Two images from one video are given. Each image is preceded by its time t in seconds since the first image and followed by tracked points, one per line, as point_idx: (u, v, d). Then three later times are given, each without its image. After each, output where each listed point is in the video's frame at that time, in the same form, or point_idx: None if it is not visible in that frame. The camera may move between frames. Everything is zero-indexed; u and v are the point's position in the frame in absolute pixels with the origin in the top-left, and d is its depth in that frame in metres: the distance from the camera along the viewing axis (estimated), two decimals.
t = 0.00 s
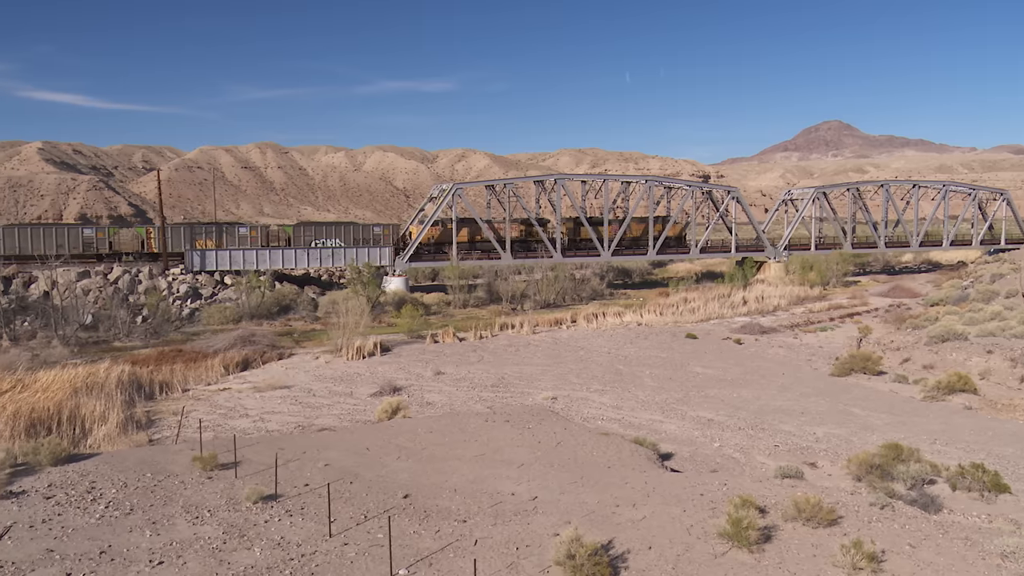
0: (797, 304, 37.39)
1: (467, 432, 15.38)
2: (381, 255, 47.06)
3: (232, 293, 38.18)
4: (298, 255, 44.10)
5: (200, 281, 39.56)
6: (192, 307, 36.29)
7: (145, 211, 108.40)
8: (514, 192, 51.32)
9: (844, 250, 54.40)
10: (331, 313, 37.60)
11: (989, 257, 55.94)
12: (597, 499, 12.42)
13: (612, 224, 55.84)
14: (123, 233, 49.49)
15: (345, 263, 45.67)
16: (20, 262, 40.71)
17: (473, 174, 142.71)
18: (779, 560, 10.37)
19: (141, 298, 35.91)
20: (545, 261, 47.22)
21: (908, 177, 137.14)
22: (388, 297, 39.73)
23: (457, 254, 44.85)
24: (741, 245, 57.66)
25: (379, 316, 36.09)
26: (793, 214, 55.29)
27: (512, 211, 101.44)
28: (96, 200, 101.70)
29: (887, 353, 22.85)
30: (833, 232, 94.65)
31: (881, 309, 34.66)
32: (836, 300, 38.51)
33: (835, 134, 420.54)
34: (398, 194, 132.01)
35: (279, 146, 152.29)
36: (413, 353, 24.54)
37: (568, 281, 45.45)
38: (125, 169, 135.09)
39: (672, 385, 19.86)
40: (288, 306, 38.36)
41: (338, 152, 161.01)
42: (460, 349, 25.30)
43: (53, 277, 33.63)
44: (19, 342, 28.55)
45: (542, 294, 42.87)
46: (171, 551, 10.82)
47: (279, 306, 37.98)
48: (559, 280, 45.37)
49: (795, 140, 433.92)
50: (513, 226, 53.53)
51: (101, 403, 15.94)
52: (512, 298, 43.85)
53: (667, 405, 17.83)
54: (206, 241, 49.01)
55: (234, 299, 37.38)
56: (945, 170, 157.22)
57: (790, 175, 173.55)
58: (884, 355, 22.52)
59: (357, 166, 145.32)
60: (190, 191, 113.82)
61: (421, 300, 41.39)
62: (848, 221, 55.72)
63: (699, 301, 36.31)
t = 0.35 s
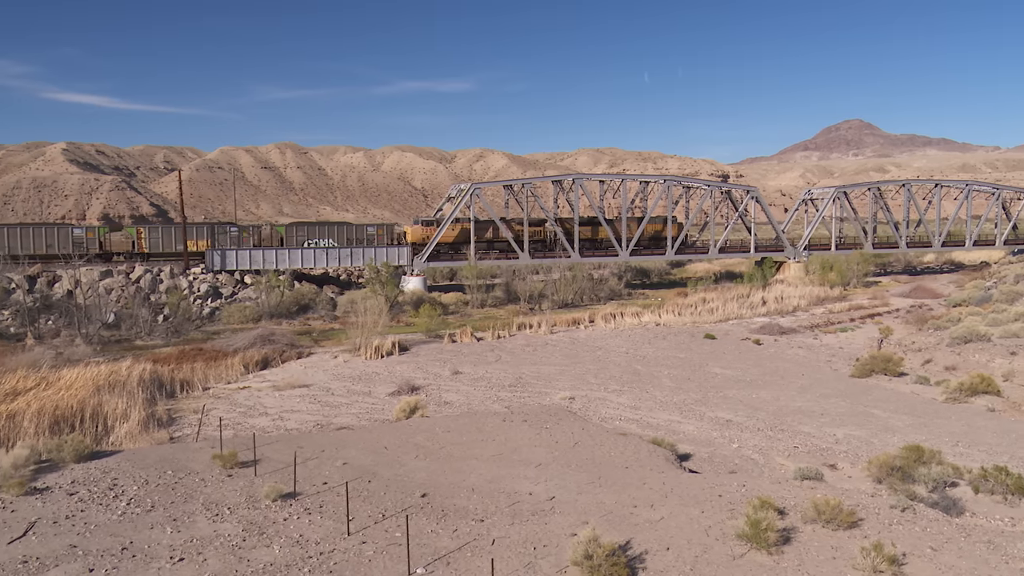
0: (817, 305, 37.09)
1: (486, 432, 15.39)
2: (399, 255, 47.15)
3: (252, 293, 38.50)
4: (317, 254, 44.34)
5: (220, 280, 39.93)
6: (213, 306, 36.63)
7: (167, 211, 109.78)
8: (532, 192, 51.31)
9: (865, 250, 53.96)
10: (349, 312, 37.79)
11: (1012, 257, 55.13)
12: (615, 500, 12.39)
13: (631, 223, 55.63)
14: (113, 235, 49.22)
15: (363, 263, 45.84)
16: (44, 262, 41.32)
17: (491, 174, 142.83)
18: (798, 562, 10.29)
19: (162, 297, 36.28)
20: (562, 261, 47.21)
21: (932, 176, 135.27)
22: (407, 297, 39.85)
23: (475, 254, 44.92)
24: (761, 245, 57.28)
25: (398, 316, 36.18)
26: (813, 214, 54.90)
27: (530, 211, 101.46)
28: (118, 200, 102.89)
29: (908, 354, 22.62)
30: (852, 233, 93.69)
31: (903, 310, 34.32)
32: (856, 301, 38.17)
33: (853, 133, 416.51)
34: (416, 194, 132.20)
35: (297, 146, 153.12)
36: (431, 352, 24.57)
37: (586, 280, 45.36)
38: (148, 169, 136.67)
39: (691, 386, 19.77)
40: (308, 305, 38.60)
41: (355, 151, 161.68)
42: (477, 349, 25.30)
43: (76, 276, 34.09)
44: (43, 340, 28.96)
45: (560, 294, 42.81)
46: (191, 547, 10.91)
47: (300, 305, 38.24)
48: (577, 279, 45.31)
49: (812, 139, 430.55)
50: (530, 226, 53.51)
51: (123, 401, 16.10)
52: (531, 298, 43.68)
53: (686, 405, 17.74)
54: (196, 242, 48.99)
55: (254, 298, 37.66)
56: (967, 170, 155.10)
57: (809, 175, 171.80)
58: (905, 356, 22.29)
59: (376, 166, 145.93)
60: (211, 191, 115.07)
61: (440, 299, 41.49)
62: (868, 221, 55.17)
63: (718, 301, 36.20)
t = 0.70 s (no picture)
0: (837, 305, 36.79)
1: (503, 432, 15.40)
2: (417, 255, 47.31)
3: (272, 292, 38.83)
4: (336, 254, 44.56)
5: (241, 279, 40.28)
6: (234, 305, 36.91)
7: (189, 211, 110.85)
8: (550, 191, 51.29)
9: (886, 250, 53.52)
10: (368, 311, 37.94)
11: None
12: (633, 500, 12.36)
13: (650, 222, 55.41)
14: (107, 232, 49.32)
15: (382, 262, 46.02)
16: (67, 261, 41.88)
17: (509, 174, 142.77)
18: (818, 564, 10.22)
19: (184, 296, 36.63)
20: (581, 261, 47.24)
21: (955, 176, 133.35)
22: (425, 297, 39.95)
23: (494, 254, 44.95)
24: (780, 245, 56.89)
25: (416, 315, 36.30)
26: (834, 214, 54.49)
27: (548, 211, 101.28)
28: (141, 200, 103.85)
29: (930, 356, 22.37)
30: (871, 232, 92.64)
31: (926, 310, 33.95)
32: (877, 302, 37.81)
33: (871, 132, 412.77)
34: (434, 194, 132.08)
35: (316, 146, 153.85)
36: (449, 352, 24.63)
37: (604, 280, 45.27)
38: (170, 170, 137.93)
39: (710, 387, 19.64)
40: (326, 305, 38.82)
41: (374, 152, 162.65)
42: (495, 348, 25.29)
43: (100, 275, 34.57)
44: (66, 339, 29.35)
45: (578, 293, 42.72)
46: (212, 545, 10.99)
47: (318, 305, 38.45)
48: (595, 279, 45.23)
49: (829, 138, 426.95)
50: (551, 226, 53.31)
51: (145, 399, 16.25)
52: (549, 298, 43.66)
53: (705, 406, 17.65)
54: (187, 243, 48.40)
55: (274, 297, 37.95)
56: (991, 169, 152.90)
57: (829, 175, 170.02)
58: (928, 358, 22.04)
59: (395, 166, 146.47)
60: (231, 191, 116.14)
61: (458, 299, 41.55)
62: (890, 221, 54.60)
63: (737, 301, 36.04)
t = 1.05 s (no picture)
0: (860, 306, 36.42)
1: (523, 432, 15.41)
2: (438, 254, 47.45)
3: (294, 291, 39.16)
4: (357, 254, 44.75)
5: (263, 279, 40.63)
6: (256, 304, 37.22)
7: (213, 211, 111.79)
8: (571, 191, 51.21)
9: (910, 250, 53.06)
10: (389, 310, 38.06)
11: None
12: (654, 501, 12.31)
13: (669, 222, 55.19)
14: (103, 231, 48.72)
15: (402, 262, 46.14)
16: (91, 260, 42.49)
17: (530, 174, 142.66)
18: (841, 567, 10.13)
19: (207, 295, 37.00)
20: (601, 261, 47.17)
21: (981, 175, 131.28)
22: (445, 296, 40.05)
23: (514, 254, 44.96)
24: (802, 245, 56.41)
25: (436, 315, 36.42)
26: (857, 214, 53.96)
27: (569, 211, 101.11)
28: (165, 200, 104.72)
29: (955, 357, 22.09)
30: (895, 233, 91.45)
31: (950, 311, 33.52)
32: (901, 302, 37.39)
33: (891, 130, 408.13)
34: (455, 194, 131.87)
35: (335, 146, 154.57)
36: (469, 351, 24.68)
37: (625, 280, 45.10)
38: (194, 170, 139.04)
39: (731, 387, 19.52)
40: (347, 304, 39.06)
41: (395, 152, 163.55)
42: (515, 348, 25.28)
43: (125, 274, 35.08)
44: (92, 337, 29.76)
45: (598, 293, 42.59)
46: (234, 542, 11.08)
47: (339, 304, 38.67)
48: (615, 279, 45.09)
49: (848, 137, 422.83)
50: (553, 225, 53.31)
51: (168, 397, 16.41)
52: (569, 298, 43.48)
53: (726, 407, 17.53)
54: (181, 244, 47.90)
55: (296, 296, 38.26)
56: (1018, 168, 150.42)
57: (851, 174, 168.04)
58: (952, 359, 21.77)
59: (416, 166, 146.94)
60: (253, 191, 117.18)
61: (478, 298, 41.60)
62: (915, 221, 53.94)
63: (759, 301, 35.87)
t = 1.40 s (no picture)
0: (885, 306, 36.03)
1: (544, 432, 15.42)
2: (459, 254, 47.60)
3: (316, 291, 39.51)
4: (379, 254, 44.95)
5: (285, 279, 41.01)
6: (279, 304, 37.56)
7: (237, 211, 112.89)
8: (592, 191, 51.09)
9: (936, 250, 52.38)
10: (410, 310, 38.15)
11: None
12: (675, 503, 12.25)
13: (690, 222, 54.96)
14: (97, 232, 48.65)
15: (424, 262, 46.29)
16: (118, 259, 43.12)
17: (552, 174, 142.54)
18: (865, 571, 10.02)
19: (231, 294, 37.38)
20: (623, 261, 47.06)
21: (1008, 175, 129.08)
22: (466, 296, 40.13)
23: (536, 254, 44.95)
24: (826, 245, 55.89)
25: (457, 314, 36.53)
26: (882, 214, 53.37)
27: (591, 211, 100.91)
28: (191, 200, 105.76)
29: (982, 359, 21.76)
30: (920, 233, 90.09)
31: (976, 312, 33.04)
32: (927, 303, 36.91)
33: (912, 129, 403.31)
34: (477, 194, 131.77)
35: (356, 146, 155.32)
36: (490, 351, 24.71)
37: (647, 280, 44.91)
38: (219, 172, 140.32)
39: (753, 389, 19.37)
40: (369, 303, 39.27)
41: (418, 152, 164.56)
42: (536, 348, 25.28)
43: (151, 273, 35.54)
44: (119, 335, 30.16)
45: (620, 293, 42.52)
46: (258, 539, 11.17)
47: (361, 303, 38.89)
48: (637, 279, 44.93)
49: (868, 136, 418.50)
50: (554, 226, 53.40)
51: (193, 395, 16.57)
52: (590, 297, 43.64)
53: (748, 408, 17.40)
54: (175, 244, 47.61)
55: (319, 296, 38.54)
56: None
57: (875, 174, 165.88)
58: (980, 361, 21.46)
59: (437, 166, 147.45)
60: (277, 191, 118.25)
61: (499, 298, 41.66)
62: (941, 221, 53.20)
63: (782, 302, 35.64)
